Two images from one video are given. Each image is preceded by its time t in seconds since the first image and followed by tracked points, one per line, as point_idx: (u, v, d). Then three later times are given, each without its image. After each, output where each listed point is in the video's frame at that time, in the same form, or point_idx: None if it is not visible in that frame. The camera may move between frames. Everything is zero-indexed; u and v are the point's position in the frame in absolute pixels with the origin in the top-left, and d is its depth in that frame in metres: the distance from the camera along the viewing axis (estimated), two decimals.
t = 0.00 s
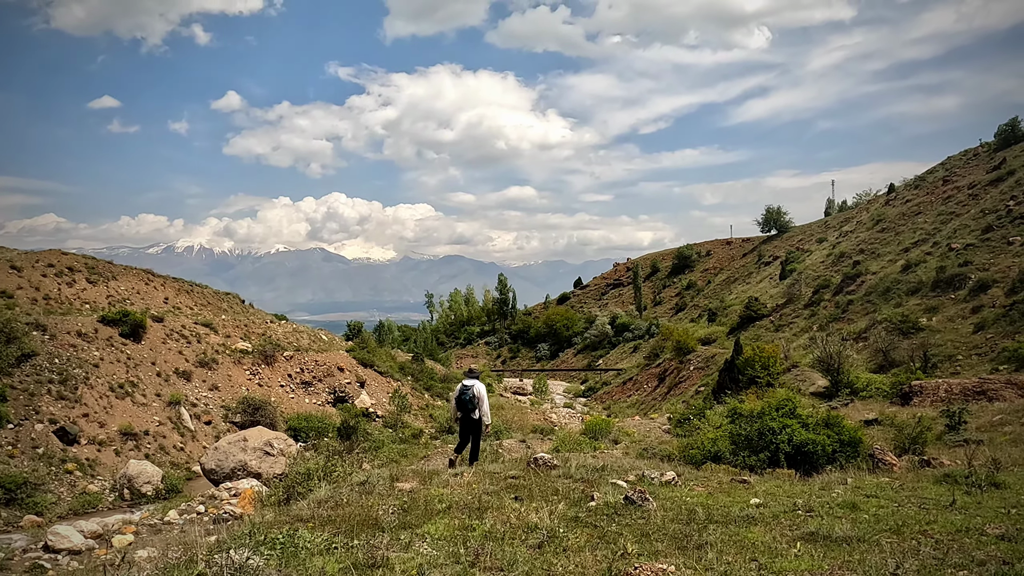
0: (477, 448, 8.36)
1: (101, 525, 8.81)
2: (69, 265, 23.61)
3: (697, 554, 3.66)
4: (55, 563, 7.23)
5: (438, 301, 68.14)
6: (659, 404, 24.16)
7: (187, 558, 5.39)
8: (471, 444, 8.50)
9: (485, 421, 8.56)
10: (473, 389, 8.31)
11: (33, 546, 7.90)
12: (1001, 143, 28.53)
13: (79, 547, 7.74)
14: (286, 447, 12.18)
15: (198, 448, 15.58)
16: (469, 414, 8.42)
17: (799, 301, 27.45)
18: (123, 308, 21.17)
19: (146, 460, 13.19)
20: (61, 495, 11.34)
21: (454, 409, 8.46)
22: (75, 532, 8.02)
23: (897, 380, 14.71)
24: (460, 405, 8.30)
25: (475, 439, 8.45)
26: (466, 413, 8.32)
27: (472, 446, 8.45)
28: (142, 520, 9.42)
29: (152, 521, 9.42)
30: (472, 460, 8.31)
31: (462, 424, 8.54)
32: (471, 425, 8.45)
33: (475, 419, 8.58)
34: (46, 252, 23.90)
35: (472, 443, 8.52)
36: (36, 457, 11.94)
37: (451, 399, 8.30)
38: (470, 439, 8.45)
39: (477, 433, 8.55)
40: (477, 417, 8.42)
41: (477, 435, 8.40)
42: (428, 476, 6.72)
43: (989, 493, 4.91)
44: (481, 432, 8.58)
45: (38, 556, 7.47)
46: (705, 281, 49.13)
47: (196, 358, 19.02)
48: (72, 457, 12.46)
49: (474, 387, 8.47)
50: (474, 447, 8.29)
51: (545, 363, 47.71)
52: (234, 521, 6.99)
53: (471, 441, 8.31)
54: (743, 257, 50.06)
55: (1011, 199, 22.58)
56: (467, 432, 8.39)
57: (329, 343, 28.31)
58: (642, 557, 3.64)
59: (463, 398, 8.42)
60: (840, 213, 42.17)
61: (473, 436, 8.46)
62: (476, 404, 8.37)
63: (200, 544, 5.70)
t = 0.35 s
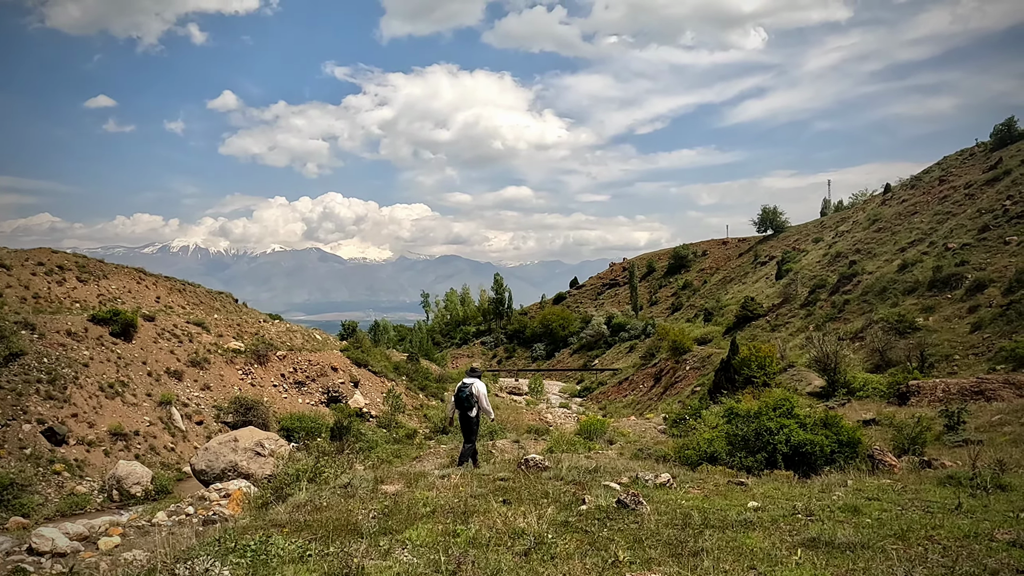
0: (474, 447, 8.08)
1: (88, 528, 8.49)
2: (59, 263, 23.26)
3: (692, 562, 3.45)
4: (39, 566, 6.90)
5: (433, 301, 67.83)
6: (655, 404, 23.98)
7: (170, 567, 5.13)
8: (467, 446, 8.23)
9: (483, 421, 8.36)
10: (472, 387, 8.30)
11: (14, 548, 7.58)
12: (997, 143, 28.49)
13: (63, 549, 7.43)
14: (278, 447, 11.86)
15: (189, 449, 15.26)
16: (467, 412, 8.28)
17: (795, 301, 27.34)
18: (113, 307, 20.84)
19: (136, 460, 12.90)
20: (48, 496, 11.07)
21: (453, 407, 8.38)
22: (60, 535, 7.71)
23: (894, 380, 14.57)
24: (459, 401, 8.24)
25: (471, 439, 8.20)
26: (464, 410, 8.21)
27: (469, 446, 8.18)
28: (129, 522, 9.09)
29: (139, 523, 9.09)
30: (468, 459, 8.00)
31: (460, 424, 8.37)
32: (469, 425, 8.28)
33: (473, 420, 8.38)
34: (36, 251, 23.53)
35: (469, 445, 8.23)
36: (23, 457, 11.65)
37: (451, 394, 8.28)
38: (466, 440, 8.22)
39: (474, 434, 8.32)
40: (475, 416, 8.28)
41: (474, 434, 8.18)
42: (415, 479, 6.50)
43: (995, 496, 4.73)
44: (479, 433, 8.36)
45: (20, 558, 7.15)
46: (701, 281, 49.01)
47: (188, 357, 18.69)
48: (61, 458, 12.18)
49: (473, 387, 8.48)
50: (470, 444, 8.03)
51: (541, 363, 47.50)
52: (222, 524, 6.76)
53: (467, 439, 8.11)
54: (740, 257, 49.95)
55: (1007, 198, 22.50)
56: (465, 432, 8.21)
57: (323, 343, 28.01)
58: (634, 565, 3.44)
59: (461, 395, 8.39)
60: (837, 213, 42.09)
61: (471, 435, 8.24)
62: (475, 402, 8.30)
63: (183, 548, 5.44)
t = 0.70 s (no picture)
0: (478, 452, 7.82)
1: (69, 533, 8.12)
2: (46, 263, 22.78)
3: None
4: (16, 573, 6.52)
5: (426, 303, 67.42)
6: (649, 407, 23.80)
7: None
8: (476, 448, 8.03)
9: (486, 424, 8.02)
10: (473, 390, 7.87)
11: None
12: (989, 147, 28.60)
13: (43, 555, 7.01)
14: (266, 450, 11.51)
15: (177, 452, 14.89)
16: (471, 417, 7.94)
17: (788, 304, 27.29)
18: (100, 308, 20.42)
19: (122, 464, 12.56)
20: (31, 500, 10.72)
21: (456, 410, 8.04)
22: (41, 541, 7.27)
23: (888, 383, 14.46)
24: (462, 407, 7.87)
25: (476, 442, 7.93)
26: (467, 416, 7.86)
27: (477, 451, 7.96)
28: (112, 527, 8.73)
29: (122, 528, 8.73)
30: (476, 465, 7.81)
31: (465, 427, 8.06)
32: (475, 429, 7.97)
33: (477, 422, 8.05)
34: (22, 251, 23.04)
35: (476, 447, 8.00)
36: (6, 461, 11.30)
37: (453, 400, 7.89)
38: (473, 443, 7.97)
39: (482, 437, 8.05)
40: (479, 420, 7.95)
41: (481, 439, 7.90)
42: (397, 485, 6.25)
43: (1000, 504, 4.56)
44: (484, 436, 8.06)
45: None
46: (695, 284, 48.98)
47: (176, 359, 18.30)
48: (44, 462, 11.83)
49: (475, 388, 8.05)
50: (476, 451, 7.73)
51: (534, 366, 47.27)
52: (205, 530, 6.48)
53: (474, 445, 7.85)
54: (733, 260, 49.97)
55: (1000, 202, 22.54)
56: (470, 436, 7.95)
57: (314, 345, 27.63)
58: None
59: (463, 399, 7.98)
60: (829, 216, 42.19)
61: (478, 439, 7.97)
62: (477, 406, 7.91)
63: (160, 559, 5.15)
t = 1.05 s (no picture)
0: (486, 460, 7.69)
1: (55, 537, 7.85)
2: (36, 264, 22.44)
3: None
4: None
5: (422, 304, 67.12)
6: (645, 409, 23.64)
7: None
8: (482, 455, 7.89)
9: (494, 431, 7.90)
10: (481, 398, 7.69)
11: None
12: (985, 149, 28.61)
13: (29, 561, 6.61)
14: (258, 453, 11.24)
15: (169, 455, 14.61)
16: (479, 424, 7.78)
17: (784, 305, 27.20)
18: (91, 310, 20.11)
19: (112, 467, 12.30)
20: (18, 504, 10.45)
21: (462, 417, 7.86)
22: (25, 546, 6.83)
23: (885, 385, 14.34)
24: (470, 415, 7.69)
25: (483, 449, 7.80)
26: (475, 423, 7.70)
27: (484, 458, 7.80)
28: (101, 531, 8.44)
29: (111, 532, 8.43)
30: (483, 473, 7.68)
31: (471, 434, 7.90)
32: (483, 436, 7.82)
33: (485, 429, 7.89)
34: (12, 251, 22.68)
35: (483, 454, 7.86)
36: None
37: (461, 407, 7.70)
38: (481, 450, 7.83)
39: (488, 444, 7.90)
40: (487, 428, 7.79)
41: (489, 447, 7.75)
42: (383, 492, 6.04)
43: (1009, 510, 4.41)
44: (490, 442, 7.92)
45: None
46: (691, 285, 48.91)
47: (169, 360, 18.00)
48: (33, 465, 11.56)
49: (482, 396, 7.90)
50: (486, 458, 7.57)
51: (530, 367, 47.07)
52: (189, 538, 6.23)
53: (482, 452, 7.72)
54: (729, 261, 49.95)
55: (996, 203, 22.51)
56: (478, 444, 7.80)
57: (309, 346, 27.34)
58: None
59: (470, 406, 7.80)
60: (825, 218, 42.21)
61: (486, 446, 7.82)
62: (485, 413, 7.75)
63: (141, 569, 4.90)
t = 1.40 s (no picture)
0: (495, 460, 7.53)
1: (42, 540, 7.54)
2: (25, 263, 22.03)
3: None
4: None
5: (416, 303, 66.73)
6: (641, 407, 23.47)
7: None
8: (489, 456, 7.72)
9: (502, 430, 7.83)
10: (490, 395, 7.67)
11: None
12: (979, 145, 28.59)
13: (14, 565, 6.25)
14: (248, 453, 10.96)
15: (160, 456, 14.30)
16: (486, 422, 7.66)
17: (780, 302, 27.09)
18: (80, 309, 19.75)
19: (101, 468, 12.00)
20: (4, 506, 10.15)
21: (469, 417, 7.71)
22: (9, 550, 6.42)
23: (881, 381, 14.23)
24: (478, 412, 7.59)
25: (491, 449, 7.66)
26: (483, 420, 7.57)
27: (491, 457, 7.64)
28: (89, 534, 8.13)
29: (98, 535, 8.10)
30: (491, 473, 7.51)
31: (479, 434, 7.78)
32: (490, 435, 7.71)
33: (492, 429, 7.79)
34: None
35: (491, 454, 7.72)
36: None
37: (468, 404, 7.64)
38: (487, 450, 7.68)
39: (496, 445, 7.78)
40: (494, 425, 7.70)
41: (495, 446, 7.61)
42: (368, 495, 5.81)
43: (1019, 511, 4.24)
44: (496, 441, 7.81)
45: None
46: (686, 283, 48.81)
47: (160, 360, 17.68)
48: (20, 466, 11.25)
49: (490, 394, 7.84)
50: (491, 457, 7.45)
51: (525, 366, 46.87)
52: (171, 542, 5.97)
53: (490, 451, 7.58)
54: (724, 259, 49.91)
55: (991, 199, 22.46)
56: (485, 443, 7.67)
57: (302, 345, 27.02)
58: None
59: (478, 404, 7.70)
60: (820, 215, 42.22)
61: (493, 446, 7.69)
62: (493, 411, 7.66)
63: None
